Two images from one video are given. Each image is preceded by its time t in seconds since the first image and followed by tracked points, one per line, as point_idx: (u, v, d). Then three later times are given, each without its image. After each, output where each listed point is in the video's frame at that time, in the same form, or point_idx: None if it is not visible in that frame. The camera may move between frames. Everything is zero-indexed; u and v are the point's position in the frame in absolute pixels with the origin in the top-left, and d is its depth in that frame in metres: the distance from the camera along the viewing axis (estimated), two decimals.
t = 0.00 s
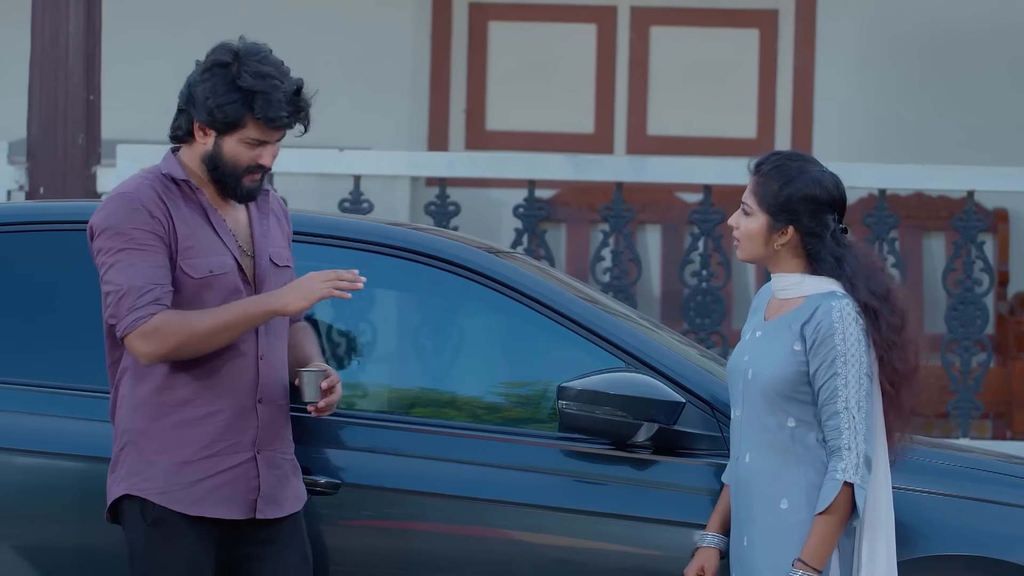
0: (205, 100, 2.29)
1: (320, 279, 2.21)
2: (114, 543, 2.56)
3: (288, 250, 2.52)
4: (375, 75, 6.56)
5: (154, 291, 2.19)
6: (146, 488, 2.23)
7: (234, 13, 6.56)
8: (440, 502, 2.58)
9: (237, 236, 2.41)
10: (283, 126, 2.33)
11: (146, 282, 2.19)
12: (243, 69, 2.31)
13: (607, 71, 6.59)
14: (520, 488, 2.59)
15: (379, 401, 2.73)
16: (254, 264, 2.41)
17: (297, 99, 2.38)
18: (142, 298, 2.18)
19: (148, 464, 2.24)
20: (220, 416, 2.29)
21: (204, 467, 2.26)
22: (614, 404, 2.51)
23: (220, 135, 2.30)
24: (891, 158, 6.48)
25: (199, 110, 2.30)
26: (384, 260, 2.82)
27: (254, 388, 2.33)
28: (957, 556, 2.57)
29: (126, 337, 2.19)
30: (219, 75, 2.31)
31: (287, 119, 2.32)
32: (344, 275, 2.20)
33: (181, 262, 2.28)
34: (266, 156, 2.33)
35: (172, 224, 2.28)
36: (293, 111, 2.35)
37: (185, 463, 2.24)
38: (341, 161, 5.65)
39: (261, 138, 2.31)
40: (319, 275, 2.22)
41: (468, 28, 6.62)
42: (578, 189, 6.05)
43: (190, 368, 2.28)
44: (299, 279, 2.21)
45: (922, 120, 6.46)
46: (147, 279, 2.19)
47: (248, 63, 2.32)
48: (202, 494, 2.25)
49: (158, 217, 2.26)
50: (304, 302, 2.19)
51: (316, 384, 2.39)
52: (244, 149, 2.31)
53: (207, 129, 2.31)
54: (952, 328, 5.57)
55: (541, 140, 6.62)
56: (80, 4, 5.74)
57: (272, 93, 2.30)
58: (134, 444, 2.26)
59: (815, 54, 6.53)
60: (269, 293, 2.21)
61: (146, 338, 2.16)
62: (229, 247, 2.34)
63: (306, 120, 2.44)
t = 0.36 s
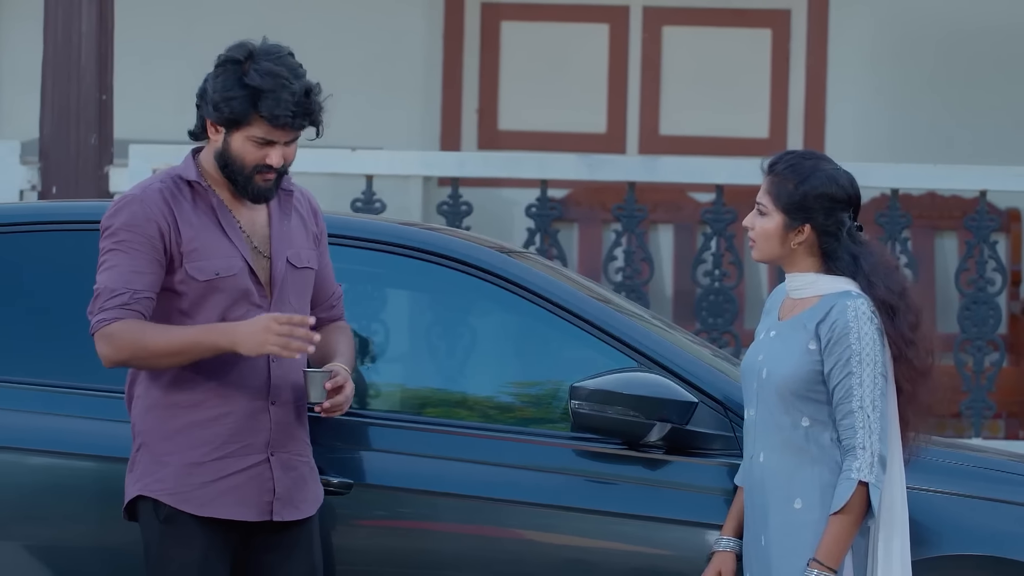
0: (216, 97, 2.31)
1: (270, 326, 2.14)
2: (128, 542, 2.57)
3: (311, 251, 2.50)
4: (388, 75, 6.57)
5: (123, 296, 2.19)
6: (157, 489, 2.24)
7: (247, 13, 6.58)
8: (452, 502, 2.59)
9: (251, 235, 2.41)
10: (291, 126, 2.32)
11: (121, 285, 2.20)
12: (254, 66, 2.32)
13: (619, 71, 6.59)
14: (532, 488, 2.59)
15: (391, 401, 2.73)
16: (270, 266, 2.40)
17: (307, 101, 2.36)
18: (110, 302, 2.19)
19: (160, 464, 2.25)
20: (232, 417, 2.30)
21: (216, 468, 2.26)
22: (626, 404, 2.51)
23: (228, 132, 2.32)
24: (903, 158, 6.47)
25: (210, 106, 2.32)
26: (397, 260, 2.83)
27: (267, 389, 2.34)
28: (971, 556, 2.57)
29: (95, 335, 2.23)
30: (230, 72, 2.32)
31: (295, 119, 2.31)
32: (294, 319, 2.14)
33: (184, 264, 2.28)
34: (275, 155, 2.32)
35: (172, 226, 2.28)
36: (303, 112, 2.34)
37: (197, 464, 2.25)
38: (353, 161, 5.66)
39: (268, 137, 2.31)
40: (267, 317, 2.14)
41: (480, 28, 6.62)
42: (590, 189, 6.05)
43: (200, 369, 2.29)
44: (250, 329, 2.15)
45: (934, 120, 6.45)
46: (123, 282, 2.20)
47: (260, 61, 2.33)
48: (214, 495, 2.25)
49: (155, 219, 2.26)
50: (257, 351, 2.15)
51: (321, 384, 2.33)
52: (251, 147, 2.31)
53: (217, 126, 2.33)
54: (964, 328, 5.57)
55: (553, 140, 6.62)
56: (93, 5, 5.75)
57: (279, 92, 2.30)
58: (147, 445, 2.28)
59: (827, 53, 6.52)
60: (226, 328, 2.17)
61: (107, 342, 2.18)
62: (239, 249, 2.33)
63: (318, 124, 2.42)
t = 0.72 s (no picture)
0: (226, 96, 2.31)
1: (257, 369, 2.16)
2: (134, 540, 2.57)
3: (314, 246, 2.49)
4: (393, 73, 6.57)
5: (121, 304, 2.21)
6: (165, 489, 2.25)
7: (252, 12, 6.58)
8: (458, 501, 2.59)
9: (251, 234, 2.40)
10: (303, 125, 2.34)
11: (116, 293, 2.22)
12: (265, 65, 2.33)
13: (625, 70, 6.59)
14: (538, 487, 2.59)
15: (396, 399, 2.74)
16: (272, 264, 2.40)
17: (317, 99, 2.39)
18: (108, 310, 2.22)
19: (167, 464, 2.26)
20: (237, 417, 2.30)
21: (221, 467, 2.27)
22: (629, 403, 2.51)
23: (240, 133, 2.31)
24: (908, 157, 6.47)
25: (219, 106, 2.32)
26: (402, 259, 2.83)
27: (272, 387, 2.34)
28: (977, 555, 2.57)
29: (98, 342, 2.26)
30: (240, 71, 2.32)
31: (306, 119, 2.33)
32: (286, 364, 2.17)
33: (182, 266, 2.29)
34: (285, 155, 2.34)
35: (168, 229, 2.29)
36: (314, 109, 2.37)
37: (202, 463, 2.26)
38: (359, 160, 5.66)
39: (279, 137, 2.32)
40: (255, 356, 2.16)
41: (485, 27, 6.63)
42: (595, 187, 6.05)
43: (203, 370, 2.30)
44: (236, 366, 2.17)
45: (940, 118, 6.44)
46: (118, 289, 2.22)
47: (270, 60, 2.33)
48: (220, 494, 2.26)
49: (152, 223, 2.27)
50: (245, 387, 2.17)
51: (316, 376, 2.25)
52: (263, 147, 2.32)
53: (227, 126, 2.32)
54: (969, 327, 5.57)
55: (559, 139, 6.62)
56: (99, 4, 5.76)
57: (292, 91, 2.31)
58: (154, 447, 2.29)
59: (832, 52, 6.51)
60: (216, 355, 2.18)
61: (105, 351, 2.21)
62: (238, 248, 2.33)
63: (326, 121, 2.45)
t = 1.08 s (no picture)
0: (225, 95, 2.31)
1: (300, 346, 2.16)
2: (133, 540, 2.57)
3: (313, 247, 2.50)
4: (394, 74, 6.57)
5: (140, 303, 2.21)
6: (170, 490, 2.25)
7: (252, 12, 6.58)
8: (457, 501, 2.59)
9: (254, 234, 2.41)
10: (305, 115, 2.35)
11: (133, 293, 2.21)
12: (262, 60, 2.33)
13: (625, 70, 6.59)
14: (538, 487, 2.59)
15: (396, 399, 2.74)
16: (275, 265, 2.40)
17: (316, 87, 2.41)
18: (128, 309, 2.20)
19: (172, 465, 2.26)
20: (242, 416, 2.30)
21: (227, 468, 2.27)
22: (630, 404, 2.51)
23: (243, 128, 2.32)
24: (908, 157, 6.47)
25: (221, 104, 2.32)
26: (402, 259, 2.83)
27: (277, 387, 2.34)
28: (976, 555, 2.57)
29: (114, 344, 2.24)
30: (237, 68, 2.32)
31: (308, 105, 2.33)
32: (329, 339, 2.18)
33: (190, 266, 2.28)
34: (291, 148, 2.35)
35: (178, 229, 2.28)
36: (313, 98, 2.39)
37: (208, 464, 2.26)
38: (359, 160, 5.66)
39: (284, 129, 2.32)
40: (295, 331, 2.16)
41: (485, 27, 6.63)
42: (595, 187, 6.05)
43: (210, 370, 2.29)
44: (279, 347, 2.16)
45: (940, 118, 6.44)
46: (134, 289, 2.21)
47: (265, 55, 2.34)
48: (225, 495, 2.26)
49: (162, 224, 2.27)
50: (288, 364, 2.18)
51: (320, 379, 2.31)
52: (267, 141, 2.32)
53: (229, 123, 2.32)
54: (969, 327, 5.57)
55: (559, 139, 6.62)
56: (99, 4, 5.76)
57: (292, 81, 2.32)
58: (158, 447, 2.28)
59: (832, 52, 6.52)
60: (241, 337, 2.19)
61: (126, 351, 2.20)
62: (244, 248, 2.34)
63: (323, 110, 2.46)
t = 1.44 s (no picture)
0: (231, 90, 2.32)
1: (322, 295, 2.16)
2: (133, 540, 2.57)
3: (315, 246, 2.51)
4: (394, 73, 6.57)
5: (159, 298, 2.21)
6: (172, 490, 2.25)
7: (252, 11, 6.58)
8: (457, 500, 2.59)
9: (258, 233, 2.41)
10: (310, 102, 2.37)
11: (149, 289, 2.21)
12: (263, 53, 2.34)
13: (625, 69, 6.59)
14: (538, 487, 2.59)
15: (396, 398, 2.74)
16: (277, 264, 2.42)
17: (318, 76, 2.43)
18: (147, 304, 2.20)
19: (175, 465, 2.26)
20: (245, 417, 2.30)
21: (229, 468, 2.27)
22: (630, 402, 2.51)
23: (252, 123, 2.33)
24: (908, 156, 6.47)
25: (226, 100, 2.33)
26: (403, 258, 2.83)
27: (279, 387, 2.34)
28: (977, 554, 2.57)
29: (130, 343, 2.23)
30: (240, 64, 2.34)
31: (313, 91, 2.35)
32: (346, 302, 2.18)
33: (198, 265, 2.29)
34: (298, 138, 2.37)
35: (187, 228, 2.29)
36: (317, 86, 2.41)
37: (210, 464, 2.26)
38: (359, 159, 5.66)
39: (291, 119, 2.35)
40: (314, 293, 2.16)
41: (485, 26, 6.62)
42: (595, 187, 6.05)
43: (213, 370, 2.29)
44: (298, 303, 2.15)
45: (940, 117, 6.44)
46: (149, 286, 2.21)
47: (266, 47, 2.35)
48: (228, 495, 2.26)
49: (173, 222, 2.27)
50: (310, 327, 2.17)
51: (328, 376, 2.35)
52: (277, 133, 2.34)
53: (238, 119, 2.34)
54: (969, 326, 5.57)
55: (559, 138, 6.62)
56: (99, 4, 5.75)
57: (296, 70, 2.34)
58: (161, 446, 2.28)
59: (832, 51, 6.52)
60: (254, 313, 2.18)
61: (144, 347, 2.19)
62: (249, 248, 2.35)
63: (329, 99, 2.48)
